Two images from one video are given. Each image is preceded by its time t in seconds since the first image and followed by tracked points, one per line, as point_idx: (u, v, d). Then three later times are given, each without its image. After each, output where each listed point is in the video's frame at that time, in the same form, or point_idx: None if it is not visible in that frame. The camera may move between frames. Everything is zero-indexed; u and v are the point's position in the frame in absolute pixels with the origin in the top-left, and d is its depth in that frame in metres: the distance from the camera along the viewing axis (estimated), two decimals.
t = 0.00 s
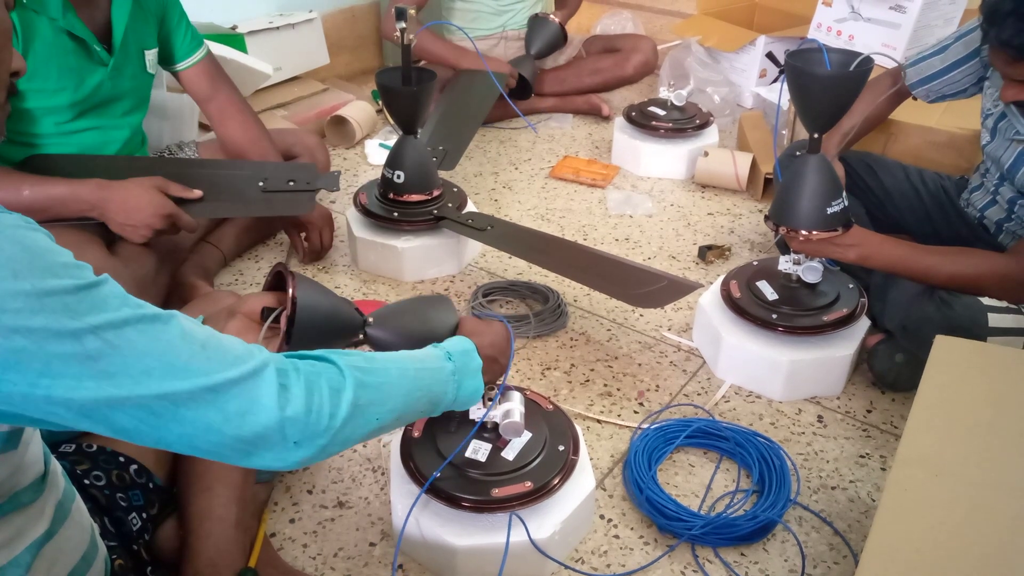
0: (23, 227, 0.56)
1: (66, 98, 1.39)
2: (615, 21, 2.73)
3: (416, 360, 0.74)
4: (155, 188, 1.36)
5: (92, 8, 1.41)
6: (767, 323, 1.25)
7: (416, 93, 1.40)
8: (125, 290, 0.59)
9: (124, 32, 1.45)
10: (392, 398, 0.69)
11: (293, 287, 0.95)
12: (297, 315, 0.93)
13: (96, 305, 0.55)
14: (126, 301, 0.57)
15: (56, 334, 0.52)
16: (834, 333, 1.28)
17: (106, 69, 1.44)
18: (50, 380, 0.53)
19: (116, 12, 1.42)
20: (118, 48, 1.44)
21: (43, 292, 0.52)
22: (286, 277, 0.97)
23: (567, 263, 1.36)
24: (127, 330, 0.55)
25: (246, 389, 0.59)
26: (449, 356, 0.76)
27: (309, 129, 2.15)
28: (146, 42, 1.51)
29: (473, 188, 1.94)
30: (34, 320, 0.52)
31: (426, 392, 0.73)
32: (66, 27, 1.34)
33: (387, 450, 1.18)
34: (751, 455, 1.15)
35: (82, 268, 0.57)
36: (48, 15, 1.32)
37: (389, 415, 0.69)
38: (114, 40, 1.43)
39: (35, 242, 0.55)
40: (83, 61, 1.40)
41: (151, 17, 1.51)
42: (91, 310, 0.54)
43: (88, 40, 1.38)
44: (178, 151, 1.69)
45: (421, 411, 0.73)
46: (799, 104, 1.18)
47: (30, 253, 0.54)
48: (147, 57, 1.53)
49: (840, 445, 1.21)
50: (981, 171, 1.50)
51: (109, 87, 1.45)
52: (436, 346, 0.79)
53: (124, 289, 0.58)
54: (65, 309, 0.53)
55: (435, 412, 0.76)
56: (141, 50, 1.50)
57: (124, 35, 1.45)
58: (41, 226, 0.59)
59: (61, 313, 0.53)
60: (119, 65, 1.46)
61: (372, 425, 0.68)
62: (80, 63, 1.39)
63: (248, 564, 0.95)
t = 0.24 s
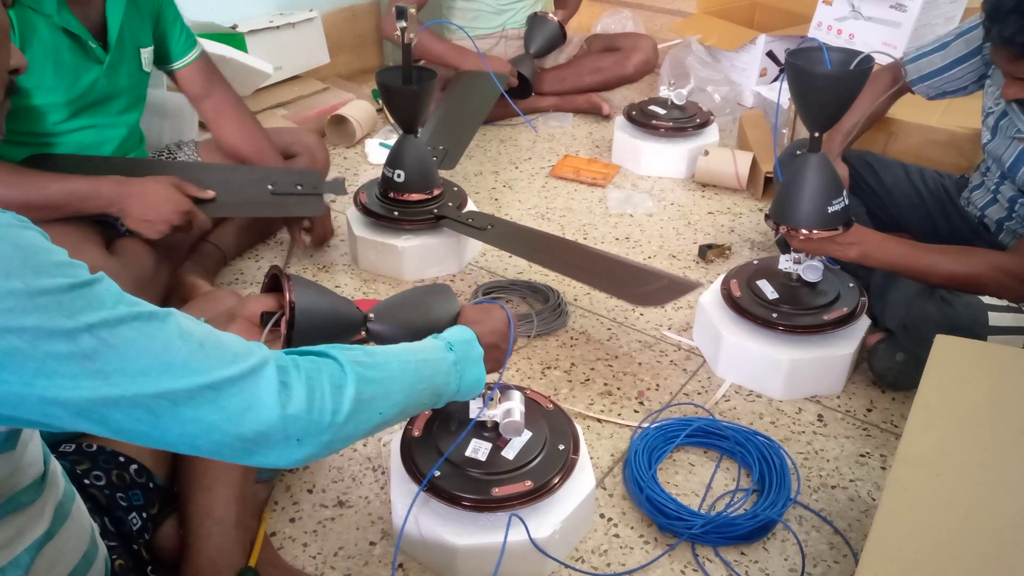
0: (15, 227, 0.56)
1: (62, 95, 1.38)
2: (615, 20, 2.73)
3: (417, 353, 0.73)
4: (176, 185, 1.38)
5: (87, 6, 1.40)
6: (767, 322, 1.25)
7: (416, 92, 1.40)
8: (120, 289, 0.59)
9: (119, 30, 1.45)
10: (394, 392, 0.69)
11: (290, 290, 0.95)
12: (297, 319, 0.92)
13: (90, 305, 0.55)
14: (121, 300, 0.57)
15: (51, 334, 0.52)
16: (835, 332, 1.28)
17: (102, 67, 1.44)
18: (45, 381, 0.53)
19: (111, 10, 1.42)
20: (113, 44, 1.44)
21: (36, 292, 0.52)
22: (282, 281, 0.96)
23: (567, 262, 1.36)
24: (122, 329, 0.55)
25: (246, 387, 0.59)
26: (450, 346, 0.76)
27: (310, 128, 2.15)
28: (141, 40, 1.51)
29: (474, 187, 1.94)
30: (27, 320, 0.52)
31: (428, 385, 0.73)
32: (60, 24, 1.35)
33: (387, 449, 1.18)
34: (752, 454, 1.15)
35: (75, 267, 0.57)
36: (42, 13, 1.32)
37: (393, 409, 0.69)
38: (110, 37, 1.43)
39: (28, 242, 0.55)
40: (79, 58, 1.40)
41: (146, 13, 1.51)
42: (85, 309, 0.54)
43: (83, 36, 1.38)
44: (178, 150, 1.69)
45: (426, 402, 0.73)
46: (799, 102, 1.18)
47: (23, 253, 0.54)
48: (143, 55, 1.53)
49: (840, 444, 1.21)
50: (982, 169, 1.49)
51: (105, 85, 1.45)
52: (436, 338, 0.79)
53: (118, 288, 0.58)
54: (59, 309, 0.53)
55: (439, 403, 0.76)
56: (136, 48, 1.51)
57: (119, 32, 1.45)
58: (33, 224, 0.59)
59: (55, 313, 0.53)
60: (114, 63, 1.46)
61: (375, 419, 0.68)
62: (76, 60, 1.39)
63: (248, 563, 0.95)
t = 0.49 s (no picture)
0: (16, 233, 0.57)
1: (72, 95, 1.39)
2: (613, 21, 2.73)
3: (414, 352, 0.74)
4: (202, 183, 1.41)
5: (89, 7, 1.41)
6: (764, 322, 1.26)
7: (416, 92, 1.41)
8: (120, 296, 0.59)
9: (124, 32, 1.45)
10: (393, 395, 0.70)
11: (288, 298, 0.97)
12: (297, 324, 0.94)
13: (89, 313, 0.55)
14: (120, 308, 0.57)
15: (51, 342, 0.53)
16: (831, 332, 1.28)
17: (106, 68, 1.44)
18: (45, 389, 0.54)
19: (116, 12, 1.43)
20: (118, 47, 1.45)
21: (35, 300, 0.53)
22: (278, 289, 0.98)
23: (566, 262, 1.37)
24: (121, 337, 0.56)
25: (246, 396, 0.60)
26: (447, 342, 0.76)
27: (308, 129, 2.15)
28: (143, 42, 1.52)
29: (472, 187, 1.95)
30: (27, 329, 0.52)
31: (425, 385, 0.73)
32: (68, 26, 1.35)
33: (386, 448, 1.18)
34: (749, 453, 1.16)
35: (75, 274, 0.58)
36: (51, 15, 1.33)
37: (392, 412, 0.70)
38: (114, 39, 1.44)
39: (28, 250, 0.56)
40: (85, 59, 1.40)
41: (150, 18, 1.53)
42: (85, 317, 0.55)
43: (90, 39, 1.39)
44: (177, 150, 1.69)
45: (424, 400, 0.74)
46: (796, 103, 1.19)
47: (23, 260, 0.54)
48: (144, 58, 1.54)
49: (837, 443, 1.21)
50: (979, 169, 1.50)
51: (107, 86, 1.46)
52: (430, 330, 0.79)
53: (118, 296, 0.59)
54: (58, 317, 0.54)
55: (437, 398, 0.76)
56: (139, 51, 1.51)
57: (124, 35, 1.46)
58: (34, 230, 0.60)
59: (54, 322, 0.53)
60: (118, 65, 1.47)
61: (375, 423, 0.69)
62: (82, 62, 1.40)
63: (248, 562, 0.95)
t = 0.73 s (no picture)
0: (19, 239, 0.56)
1: (73, 98, 1.38)
2: (613, 21, 2.73)
3: (413, 359, 0.73)
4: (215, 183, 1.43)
5: (91, 10, 1.40)
6: (765, 323, 1.25)
7: (415, 92, 1.40)
8: (122, 303, 0.59)
9: (126, 36, 1.45)
10: (394, 403, 0.69)
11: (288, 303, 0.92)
12: (297, 332, 0.91)
13: (91, 319, 0.55)
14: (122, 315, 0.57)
15: (52, 348, 0.52)
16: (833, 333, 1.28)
17: (107, 72, 1.44)
18: (45, 394, 0.53)
19: (119, 15, 1.42)
20: (120, 50, 1.44)
21: (37, 305, 0.52)
22: (278, 292, 0.94)
23: (565, 263, 1.36)
24: (122, 344, 0.55)
25: (248, 404, 0.59)
26: (446, 349, 0.76)
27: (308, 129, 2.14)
28: (146, 47, 1.51)
29: (472, 187, 1.94)
30: (28, 334, 0.52)
31: (426, 393, 0.73)
32: (71, 29, 1.35)
33: (384, 450, 1.18)
34: (750, 455, 1.15)
35: (78, 280, 0.57)
36: (54, 17, 1.33)
37: (393, 420, 0.69)
38: (116, 43, 1.43)
39: (31, 255, 0.55)
40: (86, 62, 1.40)
41: (153, 22, 1.52)
42: (86, 323, 0.54)
43: (92, 41, 1.38)
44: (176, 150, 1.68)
45: (425, 407, 0.73)
46: (798, 103, 1.18)
47: (25, 265, 0.54)
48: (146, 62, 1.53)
49: (838, 445, 1.21)
50: (982, 168, 1.50)
51: (108, 89, 1.45)
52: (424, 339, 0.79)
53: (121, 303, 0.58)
54: (60, 324, 0.53)
55: (439, 405, 0.76)
56: (141, 55, 1.51)
57: (127, 39, 1.46)
58: (37, 236, 0.60)
59: (55, 328, 0.53)
60: (120, 69, 1.46)
61: (376, 432, 0.68)
62: (83, 65, 1.39)
63: (246, 564, 0.95)
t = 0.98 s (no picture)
0: (20, 239, 0.56)
1: (73, 99, 1.38)
2: (613, 21, 2.73)
3: (419, 360, 0.73)
4: (216, 182, 1.43)
5: (93, 10, 1.40)
6: (765, 323, 1.25)
7: (415, 92, 1.40)
8: (124, 302, 0.59)
9: (127, 37, 1.45)
10: (398, 405, 0.69)
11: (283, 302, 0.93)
12: (291, 330, 0.91)
13: (91, 319, 0.55)
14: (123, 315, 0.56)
15: (51, 349, 0.52)
16: (833, 333, 1.28)
17: (108, 73, 1.44)
18: (45, 395, 0.53)
19: (120, 16, 1.42)
20: (121, 51, 1.44)
21: (36, 306, 0.52)
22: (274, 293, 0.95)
23: (565, 262, 1.36)
24: (122, 344, 0.55)
25: (250, 406, 0.59)
26: (454, 349, 0.76)
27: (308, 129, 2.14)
28: (146, 48, 1.51)
29: (472, 187, 1.94)
30: (27, 335, 0.52)
31: (432, 394, 0.72)
32: (72, 30, 1.35)
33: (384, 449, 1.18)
34: (750, 455, 1.15)
35: (79, 280, 0.57)
36: (55, 18, 1.32)
37: (397, 422, 0.69)
38: (117, 43, 1.43)
39: (31, 255, 0.55)
40: (87, 63, 1.40)
41: (154, 23, 1.52)
42: (86, 324, 0.54)
43: (93, 42, 1.38)
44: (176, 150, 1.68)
45: (431, 409, 0.73)
46: (799, 103, 1.18)
47: (25, 265, 0.54)
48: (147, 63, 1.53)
49: (838, 444, 1.21)
50: (982, 168, 1.50)
51: (109, 90, 1.45)
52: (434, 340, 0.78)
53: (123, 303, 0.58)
54: (59, 324, 0.53)
55: (444, 407, 0.76)
56: (141, 56, 1.51)
57: (127, 40, 1.46)
58: (39, 236, 0.60)
59: (55, 328, 0.53)
60: (120, 70, 1.46)
61: (381, 433, 0.68)
62: (84, 65, 1.39)
63: (245, 564, 0.95)
